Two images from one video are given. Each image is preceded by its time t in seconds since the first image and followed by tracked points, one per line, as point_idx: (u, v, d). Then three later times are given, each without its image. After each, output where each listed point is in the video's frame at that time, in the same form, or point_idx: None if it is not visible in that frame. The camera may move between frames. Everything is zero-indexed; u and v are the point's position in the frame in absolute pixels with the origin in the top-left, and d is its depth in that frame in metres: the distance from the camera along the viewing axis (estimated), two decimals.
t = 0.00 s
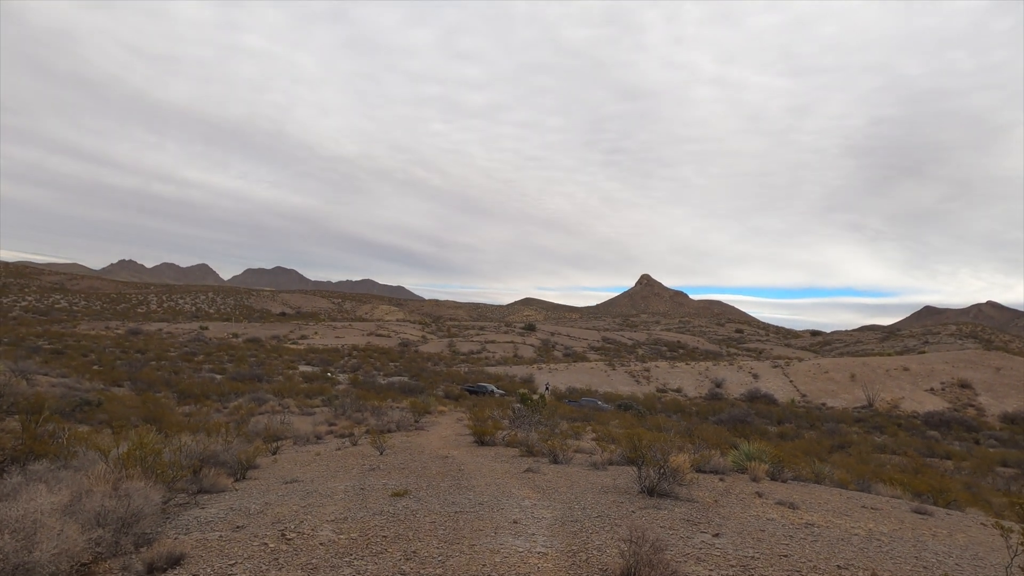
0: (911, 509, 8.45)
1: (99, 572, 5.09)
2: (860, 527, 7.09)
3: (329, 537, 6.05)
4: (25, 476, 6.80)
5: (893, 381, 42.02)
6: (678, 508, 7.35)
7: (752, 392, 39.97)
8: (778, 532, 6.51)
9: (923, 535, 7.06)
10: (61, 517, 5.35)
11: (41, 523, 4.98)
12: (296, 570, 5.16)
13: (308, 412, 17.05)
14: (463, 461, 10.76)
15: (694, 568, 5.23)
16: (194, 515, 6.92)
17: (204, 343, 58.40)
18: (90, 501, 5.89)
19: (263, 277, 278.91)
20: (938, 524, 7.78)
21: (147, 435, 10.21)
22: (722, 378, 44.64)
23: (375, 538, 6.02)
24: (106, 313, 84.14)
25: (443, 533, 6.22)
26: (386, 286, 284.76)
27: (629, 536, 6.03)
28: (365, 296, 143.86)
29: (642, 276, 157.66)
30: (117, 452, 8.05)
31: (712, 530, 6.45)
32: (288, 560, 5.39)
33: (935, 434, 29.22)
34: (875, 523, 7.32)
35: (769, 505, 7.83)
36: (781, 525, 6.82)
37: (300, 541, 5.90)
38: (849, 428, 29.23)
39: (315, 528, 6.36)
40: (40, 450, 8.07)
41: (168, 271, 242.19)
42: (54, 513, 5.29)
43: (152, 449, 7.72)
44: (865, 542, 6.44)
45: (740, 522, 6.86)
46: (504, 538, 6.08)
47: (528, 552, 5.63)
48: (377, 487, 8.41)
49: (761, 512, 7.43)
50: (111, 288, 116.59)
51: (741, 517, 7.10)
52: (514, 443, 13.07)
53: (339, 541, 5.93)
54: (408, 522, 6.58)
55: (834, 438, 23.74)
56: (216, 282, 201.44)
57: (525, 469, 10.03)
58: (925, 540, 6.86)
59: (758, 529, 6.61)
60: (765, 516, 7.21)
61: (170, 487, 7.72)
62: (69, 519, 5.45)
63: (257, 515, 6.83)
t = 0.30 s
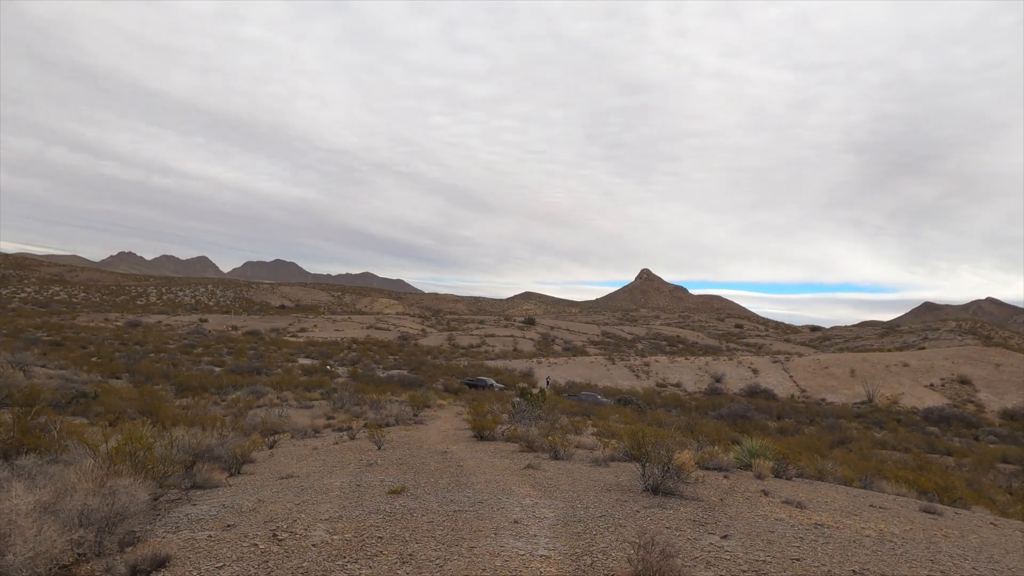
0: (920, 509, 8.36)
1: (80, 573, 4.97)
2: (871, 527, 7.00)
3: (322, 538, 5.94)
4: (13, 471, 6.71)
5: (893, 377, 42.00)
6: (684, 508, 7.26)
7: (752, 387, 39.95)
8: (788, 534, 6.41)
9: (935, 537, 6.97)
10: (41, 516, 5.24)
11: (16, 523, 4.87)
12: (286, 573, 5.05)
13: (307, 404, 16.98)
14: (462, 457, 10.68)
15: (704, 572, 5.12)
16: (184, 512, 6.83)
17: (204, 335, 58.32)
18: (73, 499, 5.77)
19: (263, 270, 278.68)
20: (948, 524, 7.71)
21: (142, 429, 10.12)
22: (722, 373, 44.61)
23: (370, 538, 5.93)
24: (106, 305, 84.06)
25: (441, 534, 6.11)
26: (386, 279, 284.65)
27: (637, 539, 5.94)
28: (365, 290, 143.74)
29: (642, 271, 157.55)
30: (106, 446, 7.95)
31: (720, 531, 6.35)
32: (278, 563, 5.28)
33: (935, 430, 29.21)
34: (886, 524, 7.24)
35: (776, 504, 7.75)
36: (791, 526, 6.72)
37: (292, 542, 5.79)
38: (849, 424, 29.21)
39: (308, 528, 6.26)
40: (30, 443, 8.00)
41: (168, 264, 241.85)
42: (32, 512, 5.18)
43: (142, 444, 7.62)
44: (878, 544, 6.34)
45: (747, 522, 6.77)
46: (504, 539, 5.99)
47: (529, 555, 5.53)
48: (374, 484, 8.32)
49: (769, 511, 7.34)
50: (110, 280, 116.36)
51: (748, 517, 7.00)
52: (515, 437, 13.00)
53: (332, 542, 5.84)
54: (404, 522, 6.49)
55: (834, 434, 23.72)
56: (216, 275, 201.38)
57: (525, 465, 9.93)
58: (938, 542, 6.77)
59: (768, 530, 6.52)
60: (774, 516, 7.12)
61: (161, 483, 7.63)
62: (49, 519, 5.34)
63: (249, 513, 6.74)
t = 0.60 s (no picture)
0: (932, 506, 8.24)
1: (52, 573, 4.82)
2: (886, 526, 6.87)
3: (309, 537, 5.79)
4: None
5: (894, 373, 41.88)
6: (691, 506, 7.12)
7: (753, 382, 39.86)
8: (802, 533, 6.27)
9: (952, 536, 6.84)
10: (7, 514, 5.07)
11: None
12: (270, 574, 4.89)
13: (305, 397, 16.86)
14: (461, 451, 10.55)
15: (717, 574, 4.97)
16: (170, 507, 6.69)
17: (204, 328, 58.21)
18: (45, 495, 5.60)
19: (263, 263, 278.57)
20: (961, 522, 7.58)
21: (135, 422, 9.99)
22: (722, 368, 44.52)
23: (360, 538, 5.79)
24: (106, 298, 83.99)
25: (436, 533, 5.97)
26: (386, 273, 284.47)
27: (648, 539, 5.80)
28: (365, 283, 143.56)
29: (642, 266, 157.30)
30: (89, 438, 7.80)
31: (730, 530, 6.21)
32: (262, 563, 5.13)
33: (937, 425, 29.11)
34: (900, 522, 7.11)
35: (785, 501, 7.62)
36: (803, 525, 6.59)
37: (277, 541, 5.65)
38: (850, 419, 29.13)
39: (296, 525, 6.12)
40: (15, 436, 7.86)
41: (169, 257, 242.16)
42: None
43: (127, 437, 7.48)
44: (896, 544, 6.20)
45: (758, 520, 6.63)
46: (504, 539, 5.84)
47: (530, 556, 5.38)
48: (369, 478, 8.18)
49: (779, 509, 7.20)
50: (110, 272, 116.22)
51: (758, 515, 6.86)
52: (515, 431, 12.88)
53: (320, 540, 5.70)
54: (397, 519, 6.35)
55: (835, 429, 23.62)
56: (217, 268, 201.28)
57: (526, 460, 9.81)
58: (956, 541, 6.63)
59: (781, 529, 6.37)
60: (784, 514, 6.98)
61: (147, 477, 7.49)
62: (17, 517, 5.18)
63: (237, 510, 6.59)
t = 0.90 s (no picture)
0: (950, 505, 8.06)
1: (17, 574, 4.61)
2: (908, 527, 6.71)
3: (294, 540, 5.59)
4: None
5: (896, 367, 41.76)
6: (702, 504, 6.97)
7: (753, 376, 39.75)
8: (822, 535, 6.09)
9: (977, 537, 6.68)
10: None
11: None
12: None
13: (303, 391, 16.70)
14: (462, 446, 10.40)
15: None
16: (151, 506, 6.48)
17: (204, 321, 58.20)
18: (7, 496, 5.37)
19: (263, 257, 278.33)
20: (982, 521, 7.41)
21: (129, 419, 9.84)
22: (723, 362, 44.41)
23: (349, 542, 5.57)
24: (107, 290, 84.02)
25: (431, 536, 5.76)
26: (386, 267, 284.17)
27: (662, 544, 5.59)
28: (366, 277, 143.46)
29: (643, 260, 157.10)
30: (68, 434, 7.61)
31: (748, 533, 6.02)
32: (240, 570, 4.91)
33: (939, 420, 28.99)
34: (923, 523, 6.94)
35: (800, 500, 7.45)
36: (823, 526, 6.41)
37: (260, 545, 5.44)
38: (852, 413, 29.01)
39: (282, 527, 5.92)
40: None
41: (169, 250, 242.05)
42: None
43: (108, 431, 7.29)
44: (923, 547, 6.03)
45: (775, 521, 6.44)
46: (503, 543, 5.64)
47: (534, 563, 5.18)
48: (363, 475, 8.00)
49: (794, 508, 7.03)
50: (110, 265, 116.27)
51: (775, 515, 6.69)
52: (517, 425, 12.73)
53: (305, 544, 5.45)
54: (391, 520, 6.16)
55: (837, 424, 23.48)
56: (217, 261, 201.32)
57: (527, 456, 9.62)
58: (983, 543, 6.46)
59: (800, 531, 6.19)
60: (801, 515, 6.80)
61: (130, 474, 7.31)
62: None
63: (220, 509, 6.38)
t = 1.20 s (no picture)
0: (983, 496, 7.80)
1: None
2: (947, 523, 6.48)
3: (282, 540, 5.36)
4: None
5: (907, 352, 41.30)
6: (726, 500, 6.75)
7: (762, 361, 39.46)
8: (858, 534, 5.86)
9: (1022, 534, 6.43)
10: None
11: None
12: None
13: (309, 376, 16.62)
14: (467, 433, 10.25)
15: None
16: (137, 499, 6.32)
17: (212, 307, 58.48)
18: None
19: (271, 242, 279.35)
20: (1020, 515, 7.15)
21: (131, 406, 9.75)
22: (731, 347, 44.14)
23: (342, 543, 5.35)
24: (116, 277, 84.58)
25: (432, 536, 5.54)
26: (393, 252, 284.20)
27: (688, 547, 5.36)
28: (373, 263, 143.50)
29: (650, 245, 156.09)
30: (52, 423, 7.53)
31: (779, 532, 5.79)
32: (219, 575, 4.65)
33: (951, 405, 28.66)
34: (960, 518, 6.69)
35: (827, 493, 7.25)
36: (857, 523, 6.18)
37: (244, 545, 5.20)
38: (863, 399, 28.72)
39: (271, 524, 5.72)
40: None
41: (178, 237, 243.52)
42: None
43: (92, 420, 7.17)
44: (968, 547, 5.78)
45: (805, 519, 6.23)
46: (512, 544, 5.43)
47: (543, 567, 4.94)
48: (364, 465, 7.84)
49: (824, 503, 6.81)
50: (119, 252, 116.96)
51: (804, 511, 6.48)
52: (525, 412, 12.57)
53: (294, 546, 5.24)
54: (388, 518, 5.96)
55: (849, 409, 23.21)
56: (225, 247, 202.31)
57: (536, 444, 9.43)
58: None
59: (835, 529, 5.97)
60: (832, 510, 6.58)
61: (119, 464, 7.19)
62: None
63: (209, 503, 6.20)
